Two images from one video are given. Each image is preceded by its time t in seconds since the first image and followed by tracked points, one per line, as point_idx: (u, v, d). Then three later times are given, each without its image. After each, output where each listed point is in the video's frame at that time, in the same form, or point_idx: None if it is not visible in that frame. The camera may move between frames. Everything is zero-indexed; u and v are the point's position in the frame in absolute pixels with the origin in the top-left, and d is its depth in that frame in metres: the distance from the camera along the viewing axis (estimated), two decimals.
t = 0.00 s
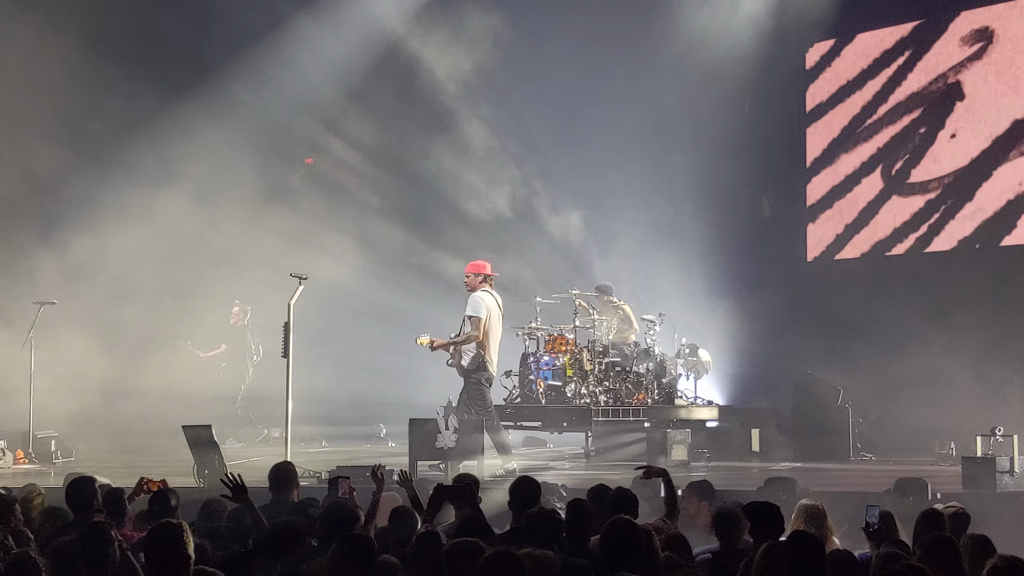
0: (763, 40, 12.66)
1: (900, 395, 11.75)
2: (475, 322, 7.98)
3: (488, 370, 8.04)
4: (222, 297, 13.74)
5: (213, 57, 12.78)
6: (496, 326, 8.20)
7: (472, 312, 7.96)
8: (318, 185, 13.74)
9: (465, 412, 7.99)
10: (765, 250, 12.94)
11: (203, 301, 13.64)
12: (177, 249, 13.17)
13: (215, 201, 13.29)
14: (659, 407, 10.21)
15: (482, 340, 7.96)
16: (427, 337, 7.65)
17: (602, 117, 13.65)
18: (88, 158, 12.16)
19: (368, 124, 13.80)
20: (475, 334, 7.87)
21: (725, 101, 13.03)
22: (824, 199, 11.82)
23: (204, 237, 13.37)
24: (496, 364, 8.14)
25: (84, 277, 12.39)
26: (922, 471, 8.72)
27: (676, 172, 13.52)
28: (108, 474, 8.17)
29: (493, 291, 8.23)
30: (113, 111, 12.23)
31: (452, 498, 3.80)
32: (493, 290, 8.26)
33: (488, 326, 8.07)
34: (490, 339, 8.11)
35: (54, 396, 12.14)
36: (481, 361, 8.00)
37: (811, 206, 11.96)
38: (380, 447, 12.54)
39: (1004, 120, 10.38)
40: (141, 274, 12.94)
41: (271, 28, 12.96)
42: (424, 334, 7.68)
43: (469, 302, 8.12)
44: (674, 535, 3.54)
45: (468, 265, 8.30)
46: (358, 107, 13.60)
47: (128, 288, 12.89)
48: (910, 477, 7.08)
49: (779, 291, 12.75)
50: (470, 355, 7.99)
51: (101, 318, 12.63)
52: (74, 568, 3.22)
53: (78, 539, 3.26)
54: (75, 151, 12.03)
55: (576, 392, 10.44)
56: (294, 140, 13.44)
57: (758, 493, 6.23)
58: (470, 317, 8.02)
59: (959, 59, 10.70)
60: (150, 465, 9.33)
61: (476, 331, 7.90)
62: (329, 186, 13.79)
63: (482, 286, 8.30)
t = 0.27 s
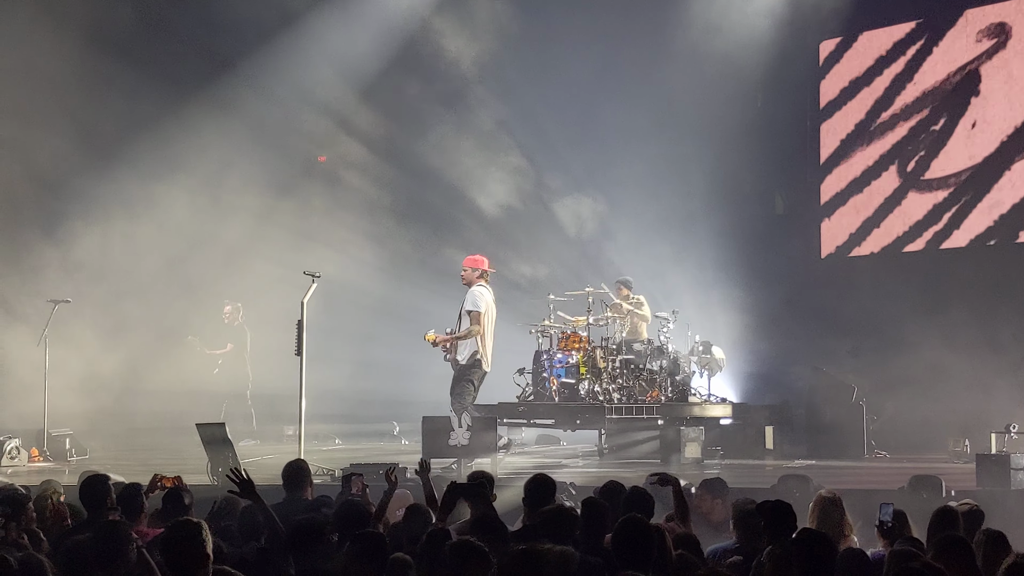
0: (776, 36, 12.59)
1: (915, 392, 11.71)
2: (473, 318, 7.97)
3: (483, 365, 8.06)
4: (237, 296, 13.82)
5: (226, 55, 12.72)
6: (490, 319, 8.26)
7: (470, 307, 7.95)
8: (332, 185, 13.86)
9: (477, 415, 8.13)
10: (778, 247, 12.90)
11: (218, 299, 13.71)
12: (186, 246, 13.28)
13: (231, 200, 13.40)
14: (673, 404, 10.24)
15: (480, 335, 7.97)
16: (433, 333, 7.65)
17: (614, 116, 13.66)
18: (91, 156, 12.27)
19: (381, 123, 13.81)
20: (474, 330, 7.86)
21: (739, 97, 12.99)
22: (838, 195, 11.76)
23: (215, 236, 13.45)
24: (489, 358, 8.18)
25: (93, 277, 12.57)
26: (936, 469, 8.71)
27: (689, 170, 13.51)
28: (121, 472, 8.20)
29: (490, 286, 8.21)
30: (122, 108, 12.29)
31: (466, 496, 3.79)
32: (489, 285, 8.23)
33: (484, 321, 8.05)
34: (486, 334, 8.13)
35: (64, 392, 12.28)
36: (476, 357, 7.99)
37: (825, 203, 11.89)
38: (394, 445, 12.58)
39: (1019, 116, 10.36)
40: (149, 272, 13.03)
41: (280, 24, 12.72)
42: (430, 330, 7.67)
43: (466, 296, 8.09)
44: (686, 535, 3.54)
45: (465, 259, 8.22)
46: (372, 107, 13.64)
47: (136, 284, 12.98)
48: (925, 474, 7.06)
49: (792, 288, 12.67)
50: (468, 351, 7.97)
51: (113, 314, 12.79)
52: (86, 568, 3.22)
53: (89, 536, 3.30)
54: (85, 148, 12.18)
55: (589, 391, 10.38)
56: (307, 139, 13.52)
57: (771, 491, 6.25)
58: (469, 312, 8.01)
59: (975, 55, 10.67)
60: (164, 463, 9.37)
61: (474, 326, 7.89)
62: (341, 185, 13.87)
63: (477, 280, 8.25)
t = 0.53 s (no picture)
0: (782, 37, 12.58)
1: (921, 392, 11.69)
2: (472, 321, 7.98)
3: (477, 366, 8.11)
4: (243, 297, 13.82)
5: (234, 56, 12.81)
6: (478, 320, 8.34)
7: (470, 311, 7.93)
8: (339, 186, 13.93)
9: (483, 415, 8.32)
10: (784, 247, 12.91)
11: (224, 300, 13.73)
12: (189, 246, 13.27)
13: (240, 203, 13.51)
14: (679, 404, 10.25)
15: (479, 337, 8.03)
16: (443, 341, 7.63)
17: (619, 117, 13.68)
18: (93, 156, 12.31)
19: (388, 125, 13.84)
20: (477, 334, 7.89)
21: (744, 98, 13.00)
22: (843, 195, 11.74)
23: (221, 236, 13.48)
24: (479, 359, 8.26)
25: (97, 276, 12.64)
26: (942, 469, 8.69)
27: (695, 171, 13.50)
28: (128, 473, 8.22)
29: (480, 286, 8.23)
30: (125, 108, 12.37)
31: (474, 497, 3.80)
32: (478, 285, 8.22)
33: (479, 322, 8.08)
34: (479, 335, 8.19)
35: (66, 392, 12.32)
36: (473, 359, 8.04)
37: (830, 203, 11.87)
38: (400, 446, 12.59)
39: None
40: (152, 272, 13.05)
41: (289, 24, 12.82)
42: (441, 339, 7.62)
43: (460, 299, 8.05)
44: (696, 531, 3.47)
45: (450, 264, 8.17)
46: (378, 109, 13.69)
47: (139, 284, 13.00)
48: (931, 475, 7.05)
49: (799, 288, 12.65)
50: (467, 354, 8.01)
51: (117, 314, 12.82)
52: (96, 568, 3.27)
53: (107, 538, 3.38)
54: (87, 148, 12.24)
55: (596, 391, 10.44)
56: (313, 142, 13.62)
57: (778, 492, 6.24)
58: (467, 314, 7.99)
59: (980, 56, 10.65)
60: (171, 465, 9.39)
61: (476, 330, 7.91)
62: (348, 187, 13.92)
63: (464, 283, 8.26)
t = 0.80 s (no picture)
0: (783, 38, 12.61)
1: (923, 393, 11.69)
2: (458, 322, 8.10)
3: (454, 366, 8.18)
4: (244, 298, 13.76)
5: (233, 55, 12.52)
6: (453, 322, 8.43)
7: (458, 312, 8.05)
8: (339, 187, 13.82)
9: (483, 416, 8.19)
10: (785, 248, 12.93)
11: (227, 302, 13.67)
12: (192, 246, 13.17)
13: (238, 201, 13.25)
14: (680, 405, 10.26)
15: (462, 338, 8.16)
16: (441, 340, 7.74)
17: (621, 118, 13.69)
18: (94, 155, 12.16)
19: (388, 125, 13.77)
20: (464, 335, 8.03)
21: (746, 100, 13.04)
22: (845, 196, 11.73)
23: (222, 237, 13.38)
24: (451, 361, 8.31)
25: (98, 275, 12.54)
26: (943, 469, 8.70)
27: (696, 171, 13.54)
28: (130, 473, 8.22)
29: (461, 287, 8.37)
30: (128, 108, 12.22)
31: (475, 498, 3.80)
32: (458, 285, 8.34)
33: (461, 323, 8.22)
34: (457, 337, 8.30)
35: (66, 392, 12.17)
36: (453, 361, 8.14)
37: (831, 204, 11.88)
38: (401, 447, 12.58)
39: None
40: (154, 272, 12.94)
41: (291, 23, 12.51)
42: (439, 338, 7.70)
43: (447, 299, 8.13)
44: (699, 532, 3.43)
45: (436, 262, 8.22)
46: (379, 108, 13.59)
47: (141, 284, 12.89)
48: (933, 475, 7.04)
49: (800, 288, 12.69)
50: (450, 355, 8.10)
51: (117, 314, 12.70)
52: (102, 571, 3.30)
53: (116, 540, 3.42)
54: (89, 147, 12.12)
55: (597, 391, 10.38)
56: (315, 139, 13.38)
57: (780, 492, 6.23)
58: (454, 314, 8.09)
59: (982, 56, 10.68)
60: (173, 465, 9.41)
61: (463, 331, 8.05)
62: (349, 187, 13.84)
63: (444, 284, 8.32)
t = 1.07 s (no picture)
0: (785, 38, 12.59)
1: (925, 393, 11.69)
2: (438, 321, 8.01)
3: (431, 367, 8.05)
4: (247, 298, 13.75)
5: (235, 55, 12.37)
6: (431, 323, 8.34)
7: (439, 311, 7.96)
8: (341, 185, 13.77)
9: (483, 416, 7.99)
10: (786, 247, 12.96)
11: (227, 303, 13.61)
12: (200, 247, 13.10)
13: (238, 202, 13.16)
14: (682, 405, 10.29)
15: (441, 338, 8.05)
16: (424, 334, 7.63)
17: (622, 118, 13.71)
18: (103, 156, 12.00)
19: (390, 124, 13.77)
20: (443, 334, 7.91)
21: (749, 100, 13.10)
22: (846, 195, 11.77)
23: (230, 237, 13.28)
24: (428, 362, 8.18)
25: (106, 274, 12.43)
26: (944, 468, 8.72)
27: (698, 171, 13.69)
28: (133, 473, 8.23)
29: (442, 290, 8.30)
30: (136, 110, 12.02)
31: (478, 498, 3.82)
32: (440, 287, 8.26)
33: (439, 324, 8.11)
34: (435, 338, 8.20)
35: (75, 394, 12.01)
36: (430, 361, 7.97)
37: (833, 204, 11.92)
38: (403, 446, 12.60)
39: None
40: (161, 273, 12.86)
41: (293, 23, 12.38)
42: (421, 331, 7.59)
43: (429, 298, 8.05)
44: (703, 532, 3.43)
45: (418, 260, 8.15)
46: (381, 108, 13.54)
47: (148, 284, 12.82)
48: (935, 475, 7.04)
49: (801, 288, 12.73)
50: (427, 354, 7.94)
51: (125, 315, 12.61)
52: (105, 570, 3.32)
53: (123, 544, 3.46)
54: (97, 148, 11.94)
55: (599, 391, 10.36)
56: (317, 140, 13.43)
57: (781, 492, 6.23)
58: (435, 314, 8.00)
59: (984, 56, 10.65)
60: (175, 464, 9.43)
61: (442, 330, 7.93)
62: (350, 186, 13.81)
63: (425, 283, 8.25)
